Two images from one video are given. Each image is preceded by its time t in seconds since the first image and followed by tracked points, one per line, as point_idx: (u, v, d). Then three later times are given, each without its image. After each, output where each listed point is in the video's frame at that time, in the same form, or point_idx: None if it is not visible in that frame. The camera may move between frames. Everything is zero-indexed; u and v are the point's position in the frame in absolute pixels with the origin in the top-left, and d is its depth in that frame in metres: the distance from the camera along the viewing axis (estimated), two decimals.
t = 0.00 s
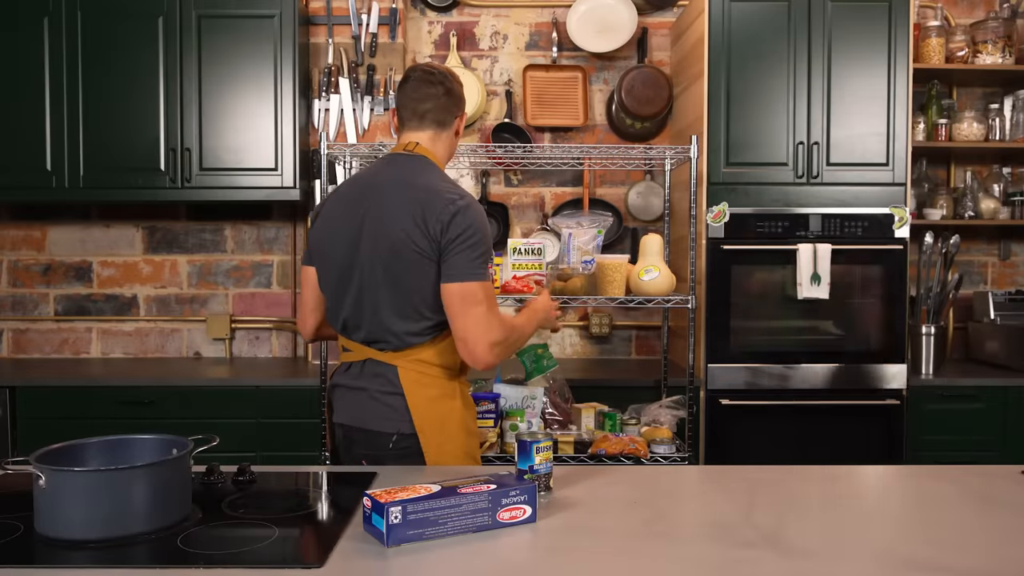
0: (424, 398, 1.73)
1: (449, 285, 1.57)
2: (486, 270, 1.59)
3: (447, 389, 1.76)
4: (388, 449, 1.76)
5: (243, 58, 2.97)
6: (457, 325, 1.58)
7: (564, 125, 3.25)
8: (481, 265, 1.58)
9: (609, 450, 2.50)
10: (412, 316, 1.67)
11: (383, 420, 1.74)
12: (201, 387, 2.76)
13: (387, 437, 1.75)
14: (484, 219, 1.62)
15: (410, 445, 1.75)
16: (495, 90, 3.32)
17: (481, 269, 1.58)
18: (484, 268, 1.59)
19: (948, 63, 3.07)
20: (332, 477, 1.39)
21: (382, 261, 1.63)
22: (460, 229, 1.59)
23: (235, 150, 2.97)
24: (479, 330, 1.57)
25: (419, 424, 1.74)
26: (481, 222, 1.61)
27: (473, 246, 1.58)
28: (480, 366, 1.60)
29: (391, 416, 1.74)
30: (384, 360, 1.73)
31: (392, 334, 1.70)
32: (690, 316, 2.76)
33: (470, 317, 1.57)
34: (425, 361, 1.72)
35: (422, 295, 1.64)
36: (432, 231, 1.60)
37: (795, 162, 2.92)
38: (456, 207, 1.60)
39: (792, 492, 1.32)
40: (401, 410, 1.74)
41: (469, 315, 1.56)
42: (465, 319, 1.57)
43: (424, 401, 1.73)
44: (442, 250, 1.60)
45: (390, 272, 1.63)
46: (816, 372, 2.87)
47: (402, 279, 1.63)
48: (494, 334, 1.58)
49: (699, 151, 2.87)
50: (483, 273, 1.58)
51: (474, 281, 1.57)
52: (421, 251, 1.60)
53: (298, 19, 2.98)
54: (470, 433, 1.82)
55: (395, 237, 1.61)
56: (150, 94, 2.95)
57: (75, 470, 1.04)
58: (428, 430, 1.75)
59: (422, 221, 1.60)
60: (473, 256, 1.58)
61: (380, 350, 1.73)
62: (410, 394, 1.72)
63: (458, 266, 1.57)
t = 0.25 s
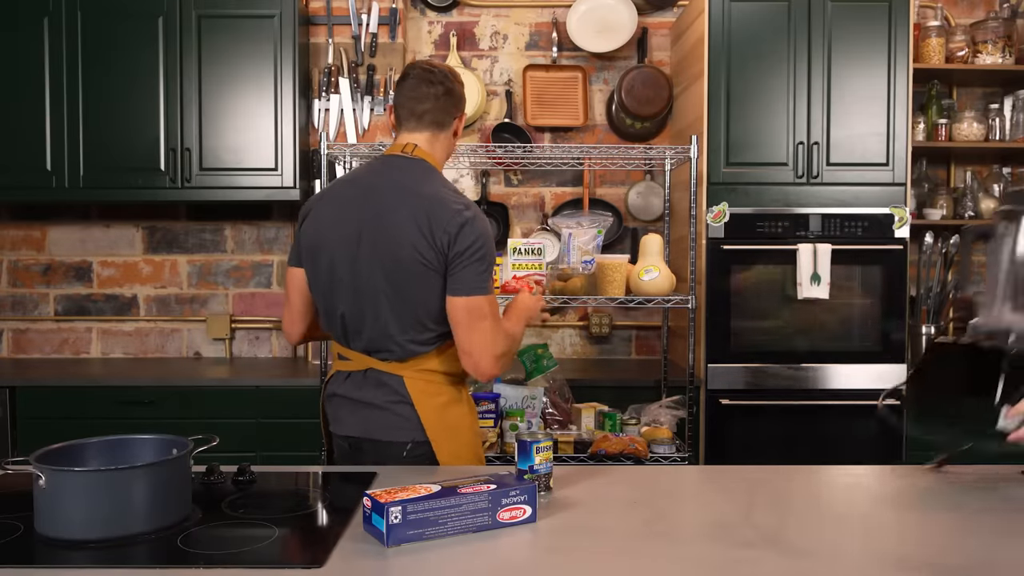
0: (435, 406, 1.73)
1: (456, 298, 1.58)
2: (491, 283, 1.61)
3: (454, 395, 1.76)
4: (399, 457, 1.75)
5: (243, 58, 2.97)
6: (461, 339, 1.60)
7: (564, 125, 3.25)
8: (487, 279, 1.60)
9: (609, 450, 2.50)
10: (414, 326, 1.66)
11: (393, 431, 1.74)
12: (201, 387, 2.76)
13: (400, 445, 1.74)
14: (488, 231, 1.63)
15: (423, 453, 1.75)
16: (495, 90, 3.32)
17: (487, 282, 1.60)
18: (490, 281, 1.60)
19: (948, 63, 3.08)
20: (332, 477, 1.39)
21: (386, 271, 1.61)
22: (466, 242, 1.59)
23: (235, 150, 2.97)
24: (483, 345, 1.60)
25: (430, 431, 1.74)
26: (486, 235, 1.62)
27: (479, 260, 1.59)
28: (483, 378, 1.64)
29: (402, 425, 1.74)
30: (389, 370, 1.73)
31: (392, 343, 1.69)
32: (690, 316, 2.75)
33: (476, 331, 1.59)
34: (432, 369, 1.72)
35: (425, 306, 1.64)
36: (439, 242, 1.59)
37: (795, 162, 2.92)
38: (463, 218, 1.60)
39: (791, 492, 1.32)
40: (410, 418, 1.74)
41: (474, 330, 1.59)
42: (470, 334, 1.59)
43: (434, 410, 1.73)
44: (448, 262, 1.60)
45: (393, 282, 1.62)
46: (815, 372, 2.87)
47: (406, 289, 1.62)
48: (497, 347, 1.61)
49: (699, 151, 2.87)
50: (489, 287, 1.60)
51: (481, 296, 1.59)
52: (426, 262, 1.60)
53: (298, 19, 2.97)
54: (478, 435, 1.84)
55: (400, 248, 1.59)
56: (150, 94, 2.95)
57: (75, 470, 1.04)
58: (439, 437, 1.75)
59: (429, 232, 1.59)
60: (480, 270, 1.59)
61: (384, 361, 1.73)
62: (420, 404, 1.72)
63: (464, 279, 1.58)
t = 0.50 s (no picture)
0: (436, 412, 1.74)
1: (457, 311, 1.59)
2: (490, 294, 1.61)
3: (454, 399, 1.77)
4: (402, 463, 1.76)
5: (243, 58, 2.97)
6: (464, 352, 1.62)
7: (564, 125, 3.25)
8: (487, 291, 1.60)
9: (609, 450, 2.50)
10: (411, 335, 1.66)
11: (395, 438, 1.75)
12: (201, 387, 2.76)
13: (403, 451, 1.75)
14: (487, 241, 1.62)
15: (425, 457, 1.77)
16: (495, 90, 3.32)
17: (486, 293, 1.60)
18: (489, 293, 1.60)
19: (948, 63, 3.07)
20: (332, 477, 1.39)
21: (384, 281, 1.60)
22: (465, 253, 1.58)
23: (235, 150, 2.97)
24: (484, 357, 1.62)
25: (432, 437, 1.75)
26: (485, 245, 1.61)
27: (479, 272, 1.59)
28: (485, 386, 1.67)
29: (403, 431, 1.75)
30: (387, 378, 1.73)
31: (390, 351, 1.69)
32: (690, 316, 2.75)
33: (476, 343, 1.61)
34: (430, 375, 1.73)
35: (422, 317, 1.63)
36: (437, 254, 1.58)
37: (794, 162, 2.92)
38: (461, 229, 1.59)
39: (792, 492, 1.32)
40: (410, 425, 1.75)
41: (475, 342, 1.61)
42: (470, 346, 1.61)
43: (435, 416, 1.74)
44: (446, 273, 1.60)
45: (391, 293, 1.61)
46: (815, 372, 2.87)
47: (404, 300, 1.62)
48: (498, 357, 1.63)
49: (699, 151, 2.87)
50: (488, 299, 1.60)
51: (481, 308, 1.59)
52: (424, 274, 1.59)
53: (298, 19, 2.97)
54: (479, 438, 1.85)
55: (398, 259, 1.58)
56: (150, 94, 2.95)
57: (75, 470, 1.04)
58: (441, 442, 1.76)
59: (427, 243, 1.58)
60: (480, 282, 1.59)
61: (383, 369, 1.73)
62: (421, 410, 1.73)
63: (463, 292, 1.58)
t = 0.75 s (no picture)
0: (436, 413, 1.74)
1: (454, 316, 1.58)
2: (490, 299, 1.60)
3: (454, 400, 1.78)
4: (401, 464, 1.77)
5: (243, 58, 2.97)
6: (461, 357, 1.61)
7: (564, 125, 3.25)
8: (486, 296, 1.59)
9: (609, 450, 2.50)
10: (410, 338, 1.66)
11: (394, 439, 1.75)
12: (201, 387, 2.76)
13: (402, 452, 1.76)
14: (488, 245, 1.62)
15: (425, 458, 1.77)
16: (495, 90, 3.32)
17: (485, 299, 1.59)
18: (488, 298, 1.60)
19: (948, 63, 3.07)
20: (332, 478, 1.39)
21: (383, 284, 1.60)
22: (465, 257, 1.58)
23: (235, 150, 2.97)
24: (481, 362, 1.61)
25: (432, 439, 1.75)
26: (485, 250, 1.60)
27: (478, 277, 1.58)
28: (483, 391, 1.66)
29: (403, 432, 1.75)
30: (387, 380, 1.73)
31: (388, 353, 1.69)
32: (690, 316, 2.75)
33: (474, 348, 1.59)
34: (430, 377, 1.73)
35: (421, 320, 1.63)
36: (436, 258, 1.58)
37: (795, 162, 2.92)
38: (461, 233, 1.58)
39: (792, 492, 1.32)
40: (410, 426, 1.75)
41: (473, 347, 1.59)
42: (467, 351, 1.59)
43: (435, 417, 1.74)
44: (445, 278, 1.59)
45: (390, 296, 1.61)
46: (815, 372, 2.87)
47: (403, 303, 1.62)
48: (495, 362, 1.62)
49: (699, 151, 2.87)
50: (487, 304, 1.59)
51: (478, 313, 1.58)
52: (423, 277, 1.59)
53: (298, 19, 2.97)
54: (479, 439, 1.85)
55: (397, 262, 1.58)
56: (150, 94, 2.95)
57: (75, 470, 1.04)
58: (440, 443, 1.76)
59: (427, 247, 1.58)
60: (479, 287, 1.58)
61: (383, 370, 1.73)
62: (421, 412, 1.73)
63: (462, 297, 1.58)
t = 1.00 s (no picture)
0: (435, 412, 1.73)
1: (459, 315, 1.58)
2: (492, 298, 1.60)
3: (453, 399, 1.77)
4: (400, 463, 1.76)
5: (243, 58, 2.97)
6: (468, 355, 1.61)
7: (564, 125, 3.25)
8: (487, 295, 1.59)
9: (609, 450, 2.50)
10: (411, 336, 1.66)
11: (393, 437, 1.74)
12: (201, 386, 2.76)
13: (401, 452, 1.75)
14: (488, 244, 1.61)
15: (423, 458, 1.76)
16: (495, 90, 3.32)
17: (486, 297, 1.59)
18: (489, 296, 1.59)
19: (948, 63, 3.07)
20: (332, 477, 1.39)
21: (383, 283, 1.61)
22: (466, 256, 1.58)
23: (235, 150, 2.97)
24: (490, 360, 1.61)
25: (430, 438, 1.74)
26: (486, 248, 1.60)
27: (479, 276, 1.58)
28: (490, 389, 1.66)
29: (402, 431, 1.74)
30: (386, 378, 1.73)
31: (389, 351, 1.69)
32: (690, 316, 2.75)
33: (479, 347, 1.60)
34: (431, 375, 1.73)
35: (422, 318, 1.63)
36: (436, 257, 1.58)
37: (795, 162, 2.92)
38: (461, 232, 1.58)
39: (793, 492, 1.32)
40: (409, 424, 1.74)
41: (478, 346, 1.60)
42: (472, 350, 1.60)
43: (434, 416, 1.74)
44: (446, 277, 1.59)
45: (391, 294, 1.61)
46: (815, 372, 2.87)
47: (403, 302, 1.62)
48: (503, 359, 1.63)
49: (699, 151, 2.87)
50: (488, 302, 1.59)
51: (483, 312, 1.58)
52: (424, 276, 1.59)
53: (298, 19, 2.97)
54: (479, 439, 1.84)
55: (398, 261, 1.58)
56: (150, 94, 2.95)
57: (75, 470, 1.04)
58: (439, 443, 1.75)
59: (427, 246, 1.58)
60: (480, 286, 1.58)
61: (382, 368, 1.74)
62: (420, 411, 1.73)
63: (464, 296, 1.58)
